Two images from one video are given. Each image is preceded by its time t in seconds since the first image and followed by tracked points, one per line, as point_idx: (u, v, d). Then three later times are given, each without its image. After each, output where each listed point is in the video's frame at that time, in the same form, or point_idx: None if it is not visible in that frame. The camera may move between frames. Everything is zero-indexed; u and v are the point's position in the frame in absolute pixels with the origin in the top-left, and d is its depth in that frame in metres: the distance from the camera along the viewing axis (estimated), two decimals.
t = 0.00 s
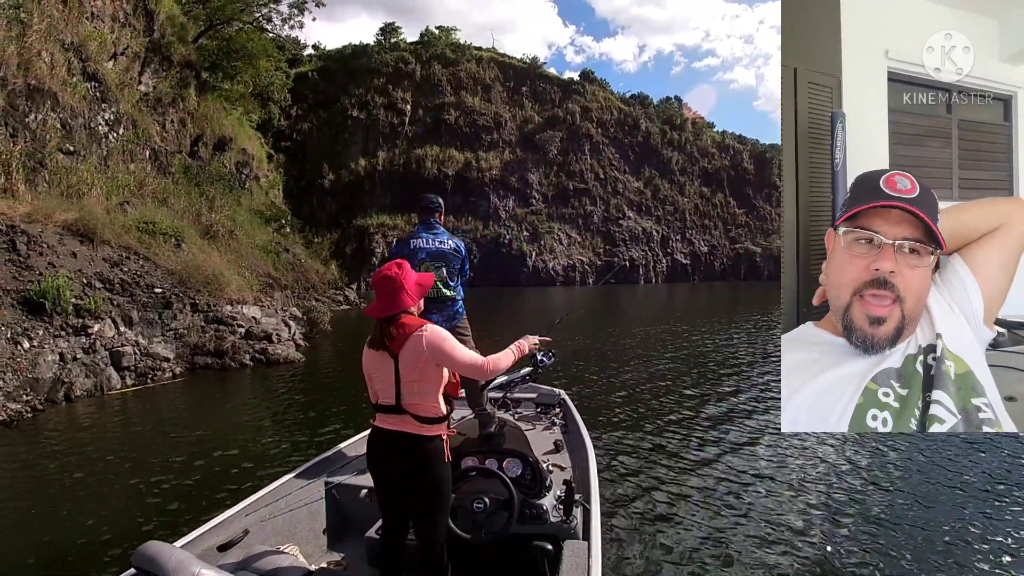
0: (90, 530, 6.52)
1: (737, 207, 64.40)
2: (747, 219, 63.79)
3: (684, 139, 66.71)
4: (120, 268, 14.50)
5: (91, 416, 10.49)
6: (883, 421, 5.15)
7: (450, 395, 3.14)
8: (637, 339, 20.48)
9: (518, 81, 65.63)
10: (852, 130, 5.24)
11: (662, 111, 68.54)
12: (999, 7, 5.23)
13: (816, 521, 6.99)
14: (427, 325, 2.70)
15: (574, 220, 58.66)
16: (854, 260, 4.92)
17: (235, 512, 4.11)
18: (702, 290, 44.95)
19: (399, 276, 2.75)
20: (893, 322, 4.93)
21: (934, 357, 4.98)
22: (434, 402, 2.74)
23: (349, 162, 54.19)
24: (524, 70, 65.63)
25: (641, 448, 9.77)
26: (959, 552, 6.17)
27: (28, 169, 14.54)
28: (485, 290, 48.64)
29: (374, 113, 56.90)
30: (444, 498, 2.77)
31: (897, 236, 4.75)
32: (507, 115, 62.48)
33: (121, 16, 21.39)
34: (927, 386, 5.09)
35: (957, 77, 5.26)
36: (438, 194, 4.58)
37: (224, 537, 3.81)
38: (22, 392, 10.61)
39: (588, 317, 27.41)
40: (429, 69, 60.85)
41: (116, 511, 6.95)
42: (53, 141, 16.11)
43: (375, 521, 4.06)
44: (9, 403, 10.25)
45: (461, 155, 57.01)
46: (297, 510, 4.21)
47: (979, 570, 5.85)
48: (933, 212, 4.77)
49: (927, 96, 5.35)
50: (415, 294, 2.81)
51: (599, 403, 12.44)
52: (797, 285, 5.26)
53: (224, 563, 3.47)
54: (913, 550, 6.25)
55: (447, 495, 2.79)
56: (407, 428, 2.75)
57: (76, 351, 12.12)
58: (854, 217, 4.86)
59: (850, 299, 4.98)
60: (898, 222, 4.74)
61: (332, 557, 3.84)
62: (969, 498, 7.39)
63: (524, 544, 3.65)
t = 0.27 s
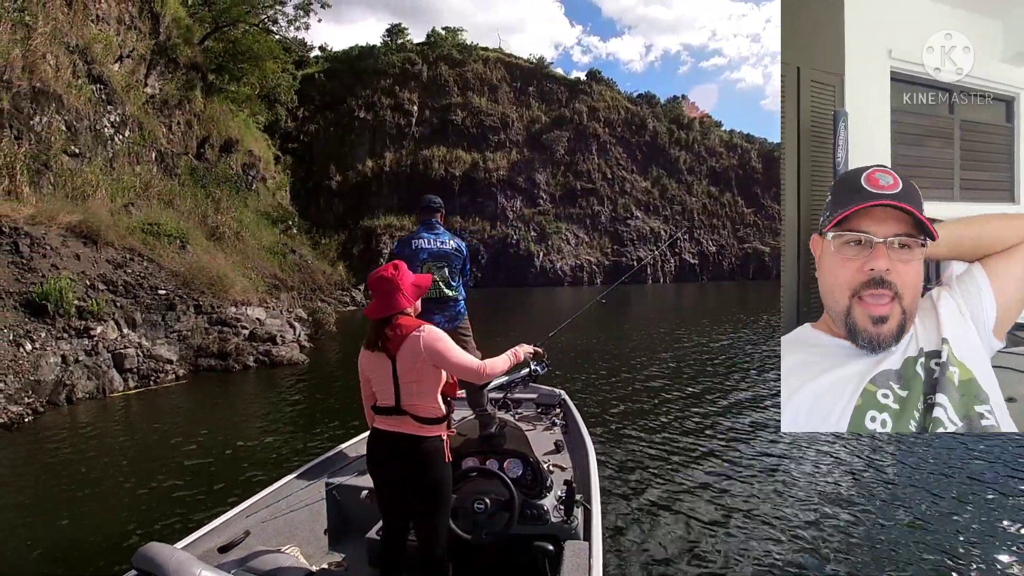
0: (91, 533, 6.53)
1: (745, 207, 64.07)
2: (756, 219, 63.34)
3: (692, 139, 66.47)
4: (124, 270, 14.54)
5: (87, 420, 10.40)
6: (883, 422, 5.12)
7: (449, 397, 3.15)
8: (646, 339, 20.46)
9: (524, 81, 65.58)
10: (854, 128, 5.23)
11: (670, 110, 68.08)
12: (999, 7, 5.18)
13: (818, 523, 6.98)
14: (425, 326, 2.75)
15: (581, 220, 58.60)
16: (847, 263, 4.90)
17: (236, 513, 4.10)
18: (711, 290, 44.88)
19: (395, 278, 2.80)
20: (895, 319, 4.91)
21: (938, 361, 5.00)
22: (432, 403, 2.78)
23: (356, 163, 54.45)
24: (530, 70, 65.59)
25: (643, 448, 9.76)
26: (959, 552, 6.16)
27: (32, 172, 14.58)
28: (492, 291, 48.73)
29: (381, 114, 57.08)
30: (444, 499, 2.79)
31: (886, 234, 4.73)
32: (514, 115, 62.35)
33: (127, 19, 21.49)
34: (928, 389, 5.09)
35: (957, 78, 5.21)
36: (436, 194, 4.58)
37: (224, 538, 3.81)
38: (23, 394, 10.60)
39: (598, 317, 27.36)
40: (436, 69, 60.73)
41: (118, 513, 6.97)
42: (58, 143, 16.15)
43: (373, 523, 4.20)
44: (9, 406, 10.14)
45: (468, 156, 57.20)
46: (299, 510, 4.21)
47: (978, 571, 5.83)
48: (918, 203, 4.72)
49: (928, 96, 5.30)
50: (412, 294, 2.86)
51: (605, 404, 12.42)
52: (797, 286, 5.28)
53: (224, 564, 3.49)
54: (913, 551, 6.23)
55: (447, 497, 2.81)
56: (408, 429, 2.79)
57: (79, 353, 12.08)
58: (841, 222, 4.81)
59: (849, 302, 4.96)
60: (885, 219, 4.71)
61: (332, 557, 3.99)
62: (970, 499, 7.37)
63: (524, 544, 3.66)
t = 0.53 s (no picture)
0: (94, 533, 6.56)
1: (754, 207, 63.93)
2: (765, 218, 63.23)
3: (701, 138, 66.16)
4: (128, 269, 14.58)
5: (88, 419, 10.51)
6: (885, 429, 5.14)
7: (448, 396, 3.24)
8: (655, 339, 20.43)
9: (532, 81, 65.42)
10: (857, 126, 5.21)
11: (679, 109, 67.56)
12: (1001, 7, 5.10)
13: (820, 523, 6.97)
14: (420, 327, 2.77)
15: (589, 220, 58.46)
16: (838, 271, 4.87)
17: (237, 514, 4.07)
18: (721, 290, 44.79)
19: (392, 277, 2.83)
20: (891, 315, 4.88)
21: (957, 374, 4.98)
22: (428, 404, 2.79)
23: (363, 163, 54.60)
24: (538, 70, 65.45)
25: (646, 449, 9.76)
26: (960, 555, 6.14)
27: (37, 171, 14.63)
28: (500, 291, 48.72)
29: (388, 114, 57.14)
30: (443, 500, 2.83)
31: (874, 239, 4.67)
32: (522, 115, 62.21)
33: (133, 19, 21.57)
34: (934, 399, 5.05)
35: (957, 78, 5.14)
36: (439, 194, 4.57)
37: (226, 539, 3.82)
38: (23, 395, 10.61)
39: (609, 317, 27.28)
40: (444, 69, 60.65)
41: (121, 514, 6.99)
42: (63, 143, 16.19)
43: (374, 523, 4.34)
44: (10, 406, 10.20)
45: (476, 156, 57.21)
46: (300, 511, 4.18)
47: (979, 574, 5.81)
48: (900, 200, 4.68)
49: (928, 96, 5.26)
50: (408, 295, 2.88)
51: (611, 404, 12.41)
52: (798, 286, 5.27)
53: (225, 565, 3.50)
54: (914, 552, 6.22)
55: (446, 498, 2.85)
56: (406, 430, 2.81)
57: (81, 353, 12.16)
58: (827, 233, 4.79)
59: (844, 306, 4.95)
60: (871, 226, 4.66)
61: (333, 558, 4.13)
62: (971, 500, 7.35)
63: (526, 544, 3.69)
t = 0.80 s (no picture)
0: (95, 533, 6.58)
1: (762, 207, 63.99)
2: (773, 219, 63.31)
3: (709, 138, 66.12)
4: (131, 269, 14.61)
5: (88, 418, 10.56)
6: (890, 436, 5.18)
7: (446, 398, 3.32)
8: (661, 339, 20.45)
9: (539, 80, 65.39)
10: (858, 126, 5.18)
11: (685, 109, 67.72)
12: (999, 9, 5.19)
13: (820, 525, 6.96)
14: (415, 327, 2.84)
15: (597, 220, 58.37)
16: (841, 263, 4.80)
17: (238, 513, 4.10)
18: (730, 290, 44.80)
19: (386, 279, 2.90)
20: (895, 316, 4.81)
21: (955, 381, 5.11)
22: (425, 404, 2.88)
23: (370, 163, 54.73)
24: (545, 70, 65.41)
25: (647, 449, 9.75)
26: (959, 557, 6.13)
27: (41, 171, 14.69)
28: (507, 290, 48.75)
29: (396, 114, 57.19)
30: (442, 500, 2.91)
31: (879, 231, 4.66)
32: (528, 115, 62.18)
33: (139, 19, 21.70)
34: (947, 409, 5.08)
35: (957, 77, 5.16)
36: (440, 195, 4.60)
37: (226, 538, 3.83)
38: (24, 394, 10.64)
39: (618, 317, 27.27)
40: (451, 68, 60.64)
41: (122, 513, 7.01)
42: (68, 142, 16.24)
43: (374, 523, 4.34)
44: (10, 405, 10.22)
45: (483, 156, 57.22)
46: (300, 510, 4.23)
47: None
48: (906, 196, 4.67)
49: (928, 96, 5.24)
50: (404, 295, 2.96)
51: (615, 404, 12.41)
52: (797, 285, 5.24)
53: (224, 564, 3.51)
54: (913, 554, 6.21)
55: (447, 496, 2.94)
56: (403, 430, 2.90)
57: (82, 353, 12.21)
58: (831, 222, 4.75)
59: (847, 302, 4.87)
60: (877, 216, 4.64)
61: (333, 557, 4.12)
62: (971, 501, 7.34)
63: (526, 544, 3.70)
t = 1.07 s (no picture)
0: (95, 534, 6.58)
1: (769, 207, 64.07)
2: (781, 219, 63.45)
3: (715, 138, 66.38)
4: (133, 269, 14.63)
5: (89, 419, 10.59)
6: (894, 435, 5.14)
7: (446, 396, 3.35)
8: (667, 340, 20.43)
9: (545, 81, 65.27)
10: (861, 125, 5.15)
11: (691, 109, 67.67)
12: (999, 10, 5.23)
13: (820, 526, 6.95)
14: (413, 327, 2.84)
15: (604, 220, 58.27)
16: (852, 263, 4.79)
17: (238, 512, 4.08)
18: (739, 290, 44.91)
19: (384, 279, 2.92)
20: (903, 311, 4.80)
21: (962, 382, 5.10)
22: (424, 404, 2.88)
23: (377, 163, 54.88)
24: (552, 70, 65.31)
25: (649, 450, 9.73)
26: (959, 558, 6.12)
27: (45, 171, 14.73)
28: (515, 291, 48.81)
29: (402, 114, 57.23)
30: (442, 500, 2.91)
31: (891, 233, 4.62)
32: (535, 115, 62.06)
33: (145, 20, 21.87)
34: (950, 407, 5.06)
35: (957, 77, 5.19)
36: (440, 194, 4.60)
37: (226, 537, 3.82)
38: (24, 395, 10.65)
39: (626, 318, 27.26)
40: (457, 68, 60.63)
41: (123, 514, 7.01)
42: (72, 142, 16.27)
43: (375, 523, 4.39)
44: (9, 406, 10.20)
45: (489, 155, 57.20)
46: (300, 510, 4.21)
47: None
48: (918, 198, 4.63)
49: (928, 96, 5.24)
50: (402, 294, 2.97)
51: (619, 404, 12.41)
52: (798, 282, 5.23)
53: (225, 564, 3.51)
54: (913, 557, 6.19)
55: (447, 496, 2.94)
56: (403, 429, 2.91)
57: (83, 353, 12.24)
58: (843, 224, 4.72)
59: (855, 300, 4.86)
60: (888, 218, 4.61)
61: (333, 557, 4.14)
62: (969, 502, 7.34)
63: (526, 544, 3.70)
